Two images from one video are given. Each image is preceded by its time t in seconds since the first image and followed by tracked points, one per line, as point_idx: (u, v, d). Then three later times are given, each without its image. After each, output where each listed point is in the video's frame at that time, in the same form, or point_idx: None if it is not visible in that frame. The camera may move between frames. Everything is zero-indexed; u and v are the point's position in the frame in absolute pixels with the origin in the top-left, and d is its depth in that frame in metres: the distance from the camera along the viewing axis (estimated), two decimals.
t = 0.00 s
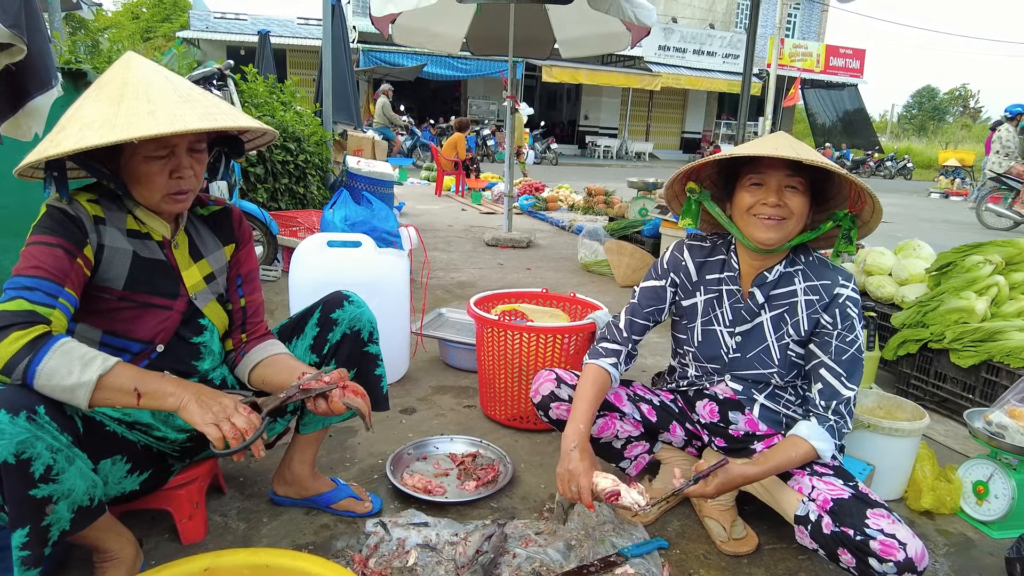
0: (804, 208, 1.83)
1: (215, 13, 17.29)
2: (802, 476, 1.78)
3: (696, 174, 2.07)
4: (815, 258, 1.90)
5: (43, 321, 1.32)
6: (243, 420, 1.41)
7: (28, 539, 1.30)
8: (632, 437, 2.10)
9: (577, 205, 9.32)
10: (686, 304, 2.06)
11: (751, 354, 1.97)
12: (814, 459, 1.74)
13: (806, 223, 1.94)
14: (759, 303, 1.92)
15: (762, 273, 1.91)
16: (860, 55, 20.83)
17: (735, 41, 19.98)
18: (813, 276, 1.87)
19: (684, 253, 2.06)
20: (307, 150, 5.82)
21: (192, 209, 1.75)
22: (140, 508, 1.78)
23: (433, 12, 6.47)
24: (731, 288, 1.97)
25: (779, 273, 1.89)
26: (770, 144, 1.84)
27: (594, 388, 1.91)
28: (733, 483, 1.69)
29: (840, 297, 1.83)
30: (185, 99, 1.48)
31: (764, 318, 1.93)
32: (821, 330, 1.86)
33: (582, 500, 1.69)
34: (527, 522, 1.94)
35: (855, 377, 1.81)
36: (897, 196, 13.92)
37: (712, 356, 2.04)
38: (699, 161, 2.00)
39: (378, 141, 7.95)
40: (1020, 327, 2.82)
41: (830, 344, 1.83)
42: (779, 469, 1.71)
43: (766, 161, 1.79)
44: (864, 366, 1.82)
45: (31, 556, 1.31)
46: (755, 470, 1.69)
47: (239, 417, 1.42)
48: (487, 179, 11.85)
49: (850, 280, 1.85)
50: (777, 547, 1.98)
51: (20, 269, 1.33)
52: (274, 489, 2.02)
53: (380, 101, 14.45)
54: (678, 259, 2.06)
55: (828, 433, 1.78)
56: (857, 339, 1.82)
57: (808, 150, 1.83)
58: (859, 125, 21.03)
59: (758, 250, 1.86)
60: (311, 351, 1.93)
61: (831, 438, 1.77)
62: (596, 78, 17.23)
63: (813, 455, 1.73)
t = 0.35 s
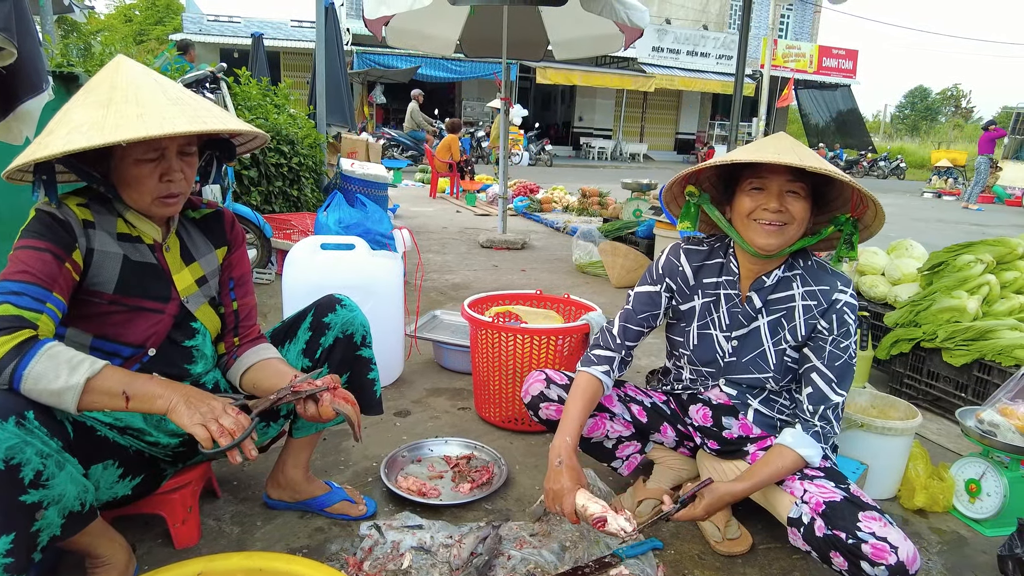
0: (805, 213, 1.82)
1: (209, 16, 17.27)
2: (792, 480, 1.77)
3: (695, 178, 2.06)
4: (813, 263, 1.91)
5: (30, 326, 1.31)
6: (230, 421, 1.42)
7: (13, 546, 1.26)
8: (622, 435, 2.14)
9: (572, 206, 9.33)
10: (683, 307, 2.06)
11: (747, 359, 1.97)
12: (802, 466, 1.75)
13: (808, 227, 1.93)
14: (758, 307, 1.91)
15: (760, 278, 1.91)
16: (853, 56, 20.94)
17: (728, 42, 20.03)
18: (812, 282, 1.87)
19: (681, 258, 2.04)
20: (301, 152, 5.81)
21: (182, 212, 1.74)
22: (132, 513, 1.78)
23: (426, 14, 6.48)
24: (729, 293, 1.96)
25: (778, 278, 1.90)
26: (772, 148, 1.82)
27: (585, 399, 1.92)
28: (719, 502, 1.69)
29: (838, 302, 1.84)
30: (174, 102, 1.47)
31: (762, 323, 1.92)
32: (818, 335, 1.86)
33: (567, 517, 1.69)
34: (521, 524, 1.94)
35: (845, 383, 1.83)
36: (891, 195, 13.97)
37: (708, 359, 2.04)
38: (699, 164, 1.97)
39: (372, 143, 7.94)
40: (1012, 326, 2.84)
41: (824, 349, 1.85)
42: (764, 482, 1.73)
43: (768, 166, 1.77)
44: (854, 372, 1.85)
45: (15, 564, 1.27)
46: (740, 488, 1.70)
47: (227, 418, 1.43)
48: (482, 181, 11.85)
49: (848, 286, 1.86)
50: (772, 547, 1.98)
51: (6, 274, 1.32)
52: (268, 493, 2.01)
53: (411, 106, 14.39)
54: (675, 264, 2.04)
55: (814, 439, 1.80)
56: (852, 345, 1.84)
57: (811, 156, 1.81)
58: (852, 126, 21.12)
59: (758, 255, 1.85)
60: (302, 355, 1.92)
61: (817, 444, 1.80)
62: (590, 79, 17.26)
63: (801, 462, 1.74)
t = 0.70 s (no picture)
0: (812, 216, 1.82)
1: (203, 19, 17.25)
2: (791, 483, 1.78)
3: (701, 178, 2.05)
4: (818, 266, 1.91)
5: (20, 329, 1.31)
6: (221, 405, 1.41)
7: (17, 551, 1.26)
8: (619, 435, 2.14)
9: (568, 208, 9.34)
10: (686, 308, 2.07)
11: (748, 360, 1.97)
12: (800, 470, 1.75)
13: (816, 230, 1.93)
14: (760, 309, 1.92)
15: (764, 280, 1.91)
16: (847, 56, 21.03)
17: (722, 43, 20.09)
18: (816, 285, 1.87)
19: (684, 258, 2.05)
20: (296, 155, 5.80)
21: (179, 215, 1.74)
22: (131, 518, 1.77)
23: (421, 16, 6.48)
24: (732, 294, 1.96)
25: (783, 280, 1.90)
26: (781, 151, 1.81)
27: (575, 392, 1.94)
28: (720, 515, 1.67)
29: (842, 306, 1.84)
30: (169, 104, 1.47)
31: (764, 325, 1.93)
32: (820, 338, 1.87)
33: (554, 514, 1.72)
34: (521, 526, 1.94)
35: (844, 387, 1.82)
36: (886, 195, 14.02)
37: (708, 360, 2.05)
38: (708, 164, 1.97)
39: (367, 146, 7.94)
40: (1007, 324, 2.85)
41: (825, 352, 1.85)
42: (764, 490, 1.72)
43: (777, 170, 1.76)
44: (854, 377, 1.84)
45: (21, 567, 1.28)
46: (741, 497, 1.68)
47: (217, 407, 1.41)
48: (477, 183, 11.85)
49: (853, 291, 1.86)
50: (771, 546, 1.99)
51: None
52: (267, 497, 2.01)
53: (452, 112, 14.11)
54: (677, 265, 2.05)
55: (811, 443, 1.79)
56: (853, 349, 1.84)
57: (821, 160, 1.80)
58: (846, 126, 21.20)
59: (765, 256, 1.85)
60: (300, 359, 1.92)
61: (815, 447, 1.79)
62: (585, 81, 17.29)
63: (799, 466, 1.74)
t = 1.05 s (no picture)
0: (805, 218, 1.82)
1: (197, 22, 17.21)
2: (786, 484, 1.80)
3: (696, 180, 2.06)
4: (812, 267, 1.91)
5: (9, 335, 1.30)
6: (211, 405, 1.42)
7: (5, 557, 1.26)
8: (613, 436, 2.15)
9: (564, 209, 9.35)
10: (680, 309, 2.06)
11: (743, 360, 1.97)
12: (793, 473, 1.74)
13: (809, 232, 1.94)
14: (755, 310, 1.92)
15: (758, 281, 1.92)
16: (841, 56, 21.10)
17: (717, 44, 20.13)
18: (810, 286, 1.87)
19: (679, 260, 2.04)
20: (291, 158, 5.79)
21: (171, 220, 1.73)
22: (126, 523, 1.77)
23: (416, 18, 6.48)
24: (726, 295, 1.96)
25: (777, 282, 1.90)
26: (775, 154, 1.81)
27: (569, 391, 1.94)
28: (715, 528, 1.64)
29: (836, 307, 1.85)
30: (160, 107, 1.47)
31: (758, 325, 1.93)
32: (814, 339, 1.87)
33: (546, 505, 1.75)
34: (516, 528, 1.94)
35: (837, 387, 1.83)
36: (881, 195, 14.07)
37: (703, 360, 2.05)
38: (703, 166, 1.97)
39: (363, 148, 7.93)
40: (999, 324, 2.87)
41: (819, 353, 1.85)
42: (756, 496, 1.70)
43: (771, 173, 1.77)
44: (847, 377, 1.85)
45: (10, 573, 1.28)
46: (733, 506, 1.66)
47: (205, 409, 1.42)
48: (474, 184, 11.86)
49: (847, 291, 1.86)
50: (766, 547, 1.99)
51: None
52: (261, 501, 2.01)
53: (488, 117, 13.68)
54: (671, 266, 2.05)
55: (804, 446, 1.78)
56: (847, 350, 1.84)
57: (814, 163, 1.80)
58: (841, 126, 21.29)
59: (758, 259, 1.86)
60: (295, 363, 1.92)
61: (807, 450, 1.78)
62: (580, 82, 17.32)
63: (792, 469, 1.73)
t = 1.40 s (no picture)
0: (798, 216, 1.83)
1: (192, 25, 17.18)
2: (785, 482, 1.79)
3: (689, 180, 2.07)
4: (806, 265, 1.92)
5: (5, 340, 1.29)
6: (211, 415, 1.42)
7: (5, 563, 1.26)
8: (612, 435, 2.16)
9: (560, 210, 9.36)
10: (676, 308, 2.08)
11: (740, 359, 1.98)
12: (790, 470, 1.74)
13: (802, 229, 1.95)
14: (750, 308, 1.93)
15: (752, 279, 1.93)
16: (835, 57, 21.16)
17: (712, 45, 20.18)
18: (805, 283, 1.89)
19: (674, 258, 2.07)
20: (287, 160, 5.78)
21: (168, 223, 1.73)
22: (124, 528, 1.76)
23: (411, 21, 6.48)
24: (721, 294, 1.97)
25: (771, 280, 1.91)
26: (766, 152, 1.82)
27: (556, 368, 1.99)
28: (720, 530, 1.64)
29: (830, 304, 1.86)
30: (157, 110, 1.47)
31: (754, 323, 1.94)
32: (809, 336, 1.87)
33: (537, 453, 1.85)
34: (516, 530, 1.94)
35: (834, 384, 1.83)
36: (875, 194, 14.12)
37: (700, 359, 2.05)
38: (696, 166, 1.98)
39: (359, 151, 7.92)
40: (996, 322, 2.88)
41: (814, 350, 1.85)
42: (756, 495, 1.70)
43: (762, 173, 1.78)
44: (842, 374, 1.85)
45: None
46: (733, 506, 1.66)
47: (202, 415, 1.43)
48: (470, 186, 11.86)
49: (841, 288, 1.87)
50: (766, 546, 1.99)
51: None
52: (260, 504, 2.00)
53: (521, 116, 13.47)
54: (667, 265, 2.07)
55: (799, 443, 1.77)
56: (842, 347, 1.85)
57: (806, 161, 1.80)
58: (835, 126, 21.37)
59: (750, 257, 1.87)
60: (293, 366, 1.91)
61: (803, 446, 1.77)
62: (575, 83, 17.35)
63: (789, 466, 1.74)
